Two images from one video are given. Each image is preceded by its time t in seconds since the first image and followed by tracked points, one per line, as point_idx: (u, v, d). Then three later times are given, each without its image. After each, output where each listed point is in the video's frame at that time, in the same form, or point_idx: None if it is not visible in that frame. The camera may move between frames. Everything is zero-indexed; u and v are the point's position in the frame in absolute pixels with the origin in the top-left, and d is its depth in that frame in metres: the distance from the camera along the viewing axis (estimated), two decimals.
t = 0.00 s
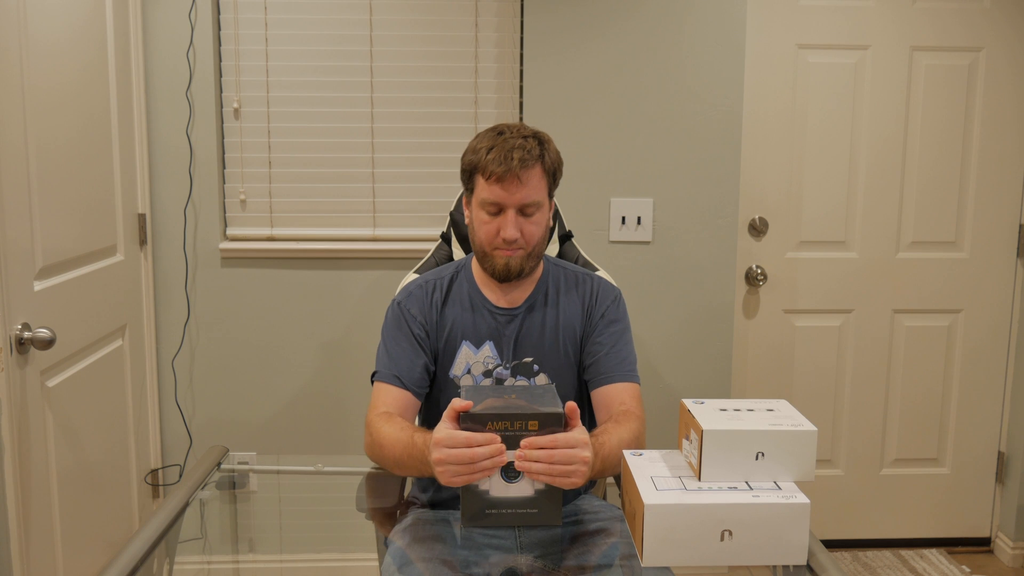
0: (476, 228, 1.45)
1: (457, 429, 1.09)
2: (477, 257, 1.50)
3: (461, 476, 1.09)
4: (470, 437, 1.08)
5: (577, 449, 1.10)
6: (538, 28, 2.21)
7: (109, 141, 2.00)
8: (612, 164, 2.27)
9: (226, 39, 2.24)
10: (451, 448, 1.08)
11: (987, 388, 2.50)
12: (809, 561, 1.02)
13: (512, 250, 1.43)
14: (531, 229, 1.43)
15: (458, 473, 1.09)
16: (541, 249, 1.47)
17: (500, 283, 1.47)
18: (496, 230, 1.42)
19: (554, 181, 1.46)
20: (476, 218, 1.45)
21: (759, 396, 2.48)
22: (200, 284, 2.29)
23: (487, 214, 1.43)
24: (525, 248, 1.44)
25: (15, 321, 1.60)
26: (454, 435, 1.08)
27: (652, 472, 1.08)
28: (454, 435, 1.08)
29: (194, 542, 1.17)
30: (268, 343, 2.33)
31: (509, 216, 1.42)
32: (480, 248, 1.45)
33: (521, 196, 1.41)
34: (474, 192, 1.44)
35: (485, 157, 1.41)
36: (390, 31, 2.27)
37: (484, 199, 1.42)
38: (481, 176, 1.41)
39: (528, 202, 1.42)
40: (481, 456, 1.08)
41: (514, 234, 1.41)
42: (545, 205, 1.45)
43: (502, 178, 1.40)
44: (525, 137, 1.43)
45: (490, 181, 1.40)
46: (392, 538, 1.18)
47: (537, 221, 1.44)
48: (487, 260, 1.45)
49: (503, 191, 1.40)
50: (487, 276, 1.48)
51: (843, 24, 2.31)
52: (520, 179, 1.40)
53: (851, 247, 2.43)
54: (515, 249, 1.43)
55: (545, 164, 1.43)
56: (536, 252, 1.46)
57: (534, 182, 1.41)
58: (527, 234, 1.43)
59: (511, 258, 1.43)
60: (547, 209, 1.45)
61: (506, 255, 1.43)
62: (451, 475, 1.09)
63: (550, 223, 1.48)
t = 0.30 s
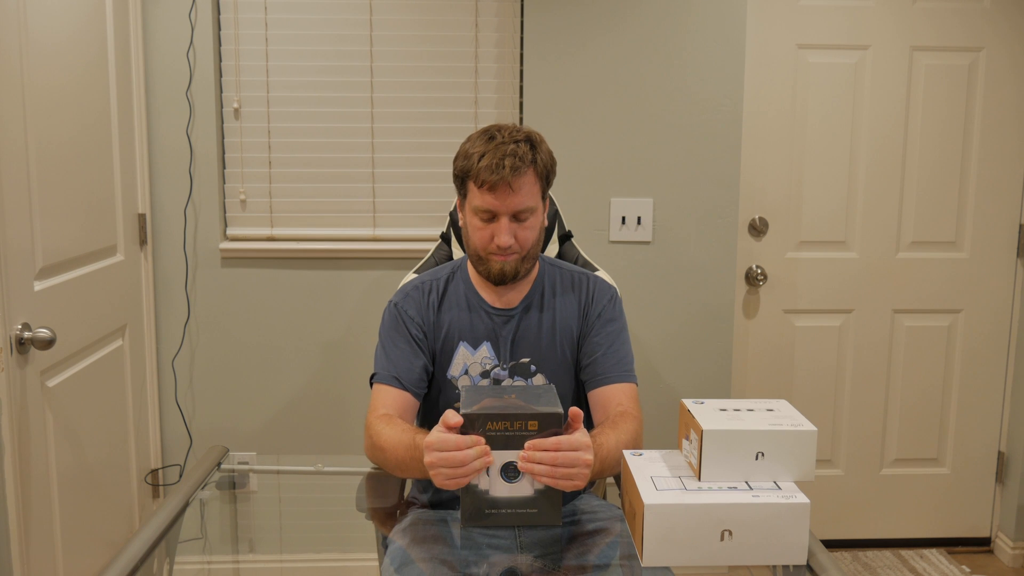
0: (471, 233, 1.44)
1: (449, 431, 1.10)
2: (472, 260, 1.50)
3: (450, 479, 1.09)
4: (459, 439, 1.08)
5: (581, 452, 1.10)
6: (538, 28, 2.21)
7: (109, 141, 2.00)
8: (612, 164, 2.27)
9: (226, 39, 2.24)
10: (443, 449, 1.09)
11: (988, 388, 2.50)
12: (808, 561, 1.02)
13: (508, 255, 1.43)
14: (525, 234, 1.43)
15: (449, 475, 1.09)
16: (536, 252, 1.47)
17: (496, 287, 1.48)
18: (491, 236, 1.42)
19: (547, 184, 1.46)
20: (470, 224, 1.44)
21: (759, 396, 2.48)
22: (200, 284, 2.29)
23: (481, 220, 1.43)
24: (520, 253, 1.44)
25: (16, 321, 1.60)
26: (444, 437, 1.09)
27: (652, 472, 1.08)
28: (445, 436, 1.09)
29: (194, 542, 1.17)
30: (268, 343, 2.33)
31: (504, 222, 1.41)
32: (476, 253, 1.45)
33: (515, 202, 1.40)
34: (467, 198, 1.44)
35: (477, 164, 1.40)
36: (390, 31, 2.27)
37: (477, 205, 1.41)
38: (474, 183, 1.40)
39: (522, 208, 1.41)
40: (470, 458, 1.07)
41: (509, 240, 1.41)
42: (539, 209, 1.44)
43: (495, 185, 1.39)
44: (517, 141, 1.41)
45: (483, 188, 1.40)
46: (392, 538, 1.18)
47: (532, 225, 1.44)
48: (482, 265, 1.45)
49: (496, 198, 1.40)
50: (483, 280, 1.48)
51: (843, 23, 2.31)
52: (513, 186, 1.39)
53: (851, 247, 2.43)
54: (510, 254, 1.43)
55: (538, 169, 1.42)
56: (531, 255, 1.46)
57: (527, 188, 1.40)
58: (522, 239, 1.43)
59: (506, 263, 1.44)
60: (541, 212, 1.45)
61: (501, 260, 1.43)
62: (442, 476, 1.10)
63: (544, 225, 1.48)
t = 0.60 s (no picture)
0: (464, 232, 1.45)
1: (445, 433, 1.09)
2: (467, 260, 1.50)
3: (450, 482, 1.08)
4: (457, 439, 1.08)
5: (574, 453, 1.10)
6: (537, 28, 2.21)
7: (109, 141, 2.00)
8: (611, 164, 2.27)
9: (226, 39, 2.24)
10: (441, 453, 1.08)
11: (988, 388, 2.50)
12: (809, 561, 1.02)
13: (500, 253, 1.43)
14: (518, 232, 1.43)
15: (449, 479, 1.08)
16: (530, 251, 1.47)
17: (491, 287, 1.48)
18: (483, 234, 1.42)
19: (540, 182, 1.46)
20: (463, 223, 1.44)
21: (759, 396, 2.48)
22: (200, 284, 2.29)
23: (473, 218, 1.43)
24: (513, 251, 1.44)
25: (16, 320, 1.60)
26: (440, 439, 1.08)
27: (652, 472, 1.08)
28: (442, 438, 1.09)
29: (194, 542, 1.17)
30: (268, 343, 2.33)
31: (495, 220, 1.42)
32: (469, 252, 1.45)
33: (506, 200, 1.41)
34: (460, 197, 1.44)
35: (468, 163, 1.40)
36: (390, 31, 2.27)
37: (469, 204, 1.42)
38: (466, 182, 1.41)
39: (514, 206, 1.41)
40: (470, 458, 1.08)
41: (501, 238, 1.41)
42: (531, 207, 1.44)
43: (486, 183, 1.39)
44: (508, 140, 1.42)
45: (474, 186, 1.40)
46: (391, 539, 1.18)
47: (524, 224, 1.44)
48: (476, 264, 1.45)
49: (487, 196, 1.40)
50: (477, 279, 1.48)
51: (843, 23, 2.31)
52: (503, 184, 1.39)
53: (851, 247, 2.43)
54: (503, 252, 1.43)
55: (529, 167, 1.42)
56: (524, 253, 1.46)
57: (518, 186, 1.40)
58: (514, 237, 1.43)
59: (499, 262, 1.44)
60: (533, 211, 1.45)
61: (494, 259, 1.44)
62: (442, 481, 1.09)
63: (537, 223, 1.47)
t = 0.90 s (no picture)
0: (451, 236, 1.45)
1: (445, 431, 1.09)
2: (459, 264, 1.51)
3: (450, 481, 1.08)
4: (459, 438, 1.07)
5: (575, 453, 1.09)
6: (538, 28, 2.21)
7: (109, 141, 2.00)
8: (612, 164, 2.27)
9: (226, 39, 2.24)
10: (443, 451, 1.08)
11: (988, 389, 2.50)
12: (808, 561, 1.02)
13: (487, 254, 1.43)
14: (502, 230, 1.43)
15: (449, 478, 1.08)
16: (518, 249, 1.46)
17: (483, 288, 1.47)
18: (468, 236, 1.42)
19: (522, 179, 1.45)
20: (449, 226, 1.45)
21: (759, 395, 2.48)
22: (200, 284, 2.29)
23: (457, 221, 1.44)
24: (499, 251, 1.43)
25: (16, 320, 1.60)
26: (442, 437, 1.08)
27: (652, 472, 1.08)
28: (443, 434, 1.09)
29: (194, 543, 1.17)
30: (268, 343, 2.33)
31: (478, 221, 1.41)
32: (457, 256, 1.45)
33: (486, 199, 1.40)
34: (443, 201, 1.45)
35: (446, 165, 1.41)
36: (390, 31, 2.27)
37: (451, 208, 1.42)
38: (445, 185, 1.42)
39: (495, 206, 1.41)
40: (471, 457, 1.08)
41: (485, 238, 1.41)
42: (514, 205, 1.43)
43: (464, 183, 1.39)
44: (485, 139, 1.42)
45: (454, 188, 1.40)
46: (391, 540, 1.18)
47: (508, 222, 1.43)
48: (464, 266, 1.45)
49: (466, 197, 1.40)
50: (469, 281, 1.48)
51: (843, 23, 2.31)
52: (481, 184, 1.39)
53: (851, 247, 2.43)
54: (490, 253, 1.43)
55: (507, 165, 1.41)
56: (512, 252, 1.45)
57: (496, 184, 1.40)
58: (499, 236, 1.42)
59: (487, 262, 1.43)
60: (516, 208, 1.44)
61: (481, 260, 1.43)
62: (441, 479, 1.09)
63: (523, 221, 1.47)
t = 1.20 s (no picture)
0: (433, 240, 1.45)
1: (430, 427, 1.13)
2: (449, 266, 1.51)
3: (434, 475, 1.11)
4: (439, 436, 1.11)
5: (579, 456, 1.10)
6: (538, 28, 2.21)
7: (109, 141, 2.00)
8: (612, 164, 2.27)
9: (226, 39, 2.24)
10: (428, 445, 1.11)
11: (988, 389, 2.50)
12: (808, 561, 1.02)
13: (468, 255, 1.42)
14: (479, 229, 1.41)
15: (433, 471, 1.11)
16: (501, 245, 1.45)
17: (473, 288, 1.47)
18: (447, 239, 1.42)
19: (493, 174, 1.43)
20: (429, 231, 1.45)
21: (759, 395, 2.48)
22: (200, 284, 2.29)
23: (435, 225, 1.43)
24: (480, 249, 1.42)
25: (16, 320, 1.60)
26: (425, 430, 1.10)
27: (652, 472, 1.08)
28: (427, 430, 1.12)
29: (194, 543, 1.17)
30: (268, 343, 2.33)
31: (453, 223, 1.41)
32: (442, 259, 1.45)
33: (456, 200, 1.39)
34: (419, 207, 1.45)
35: (414, 173, 1.40)
36: (390, 31, 2.27)
37: (426, 213, 1.42)
38: (415, 192, 1.41)
39: (467, 205, 1.40)
40: (451, 455, 1.10)
41: (462, 239, 1.40)
42: (488, 202, 1.42)
43: (432, 188, 1.38)
44: (449, 141, 1.41)
45: (424, 193, 1.40)
46: (390, 539, 1.17)
47: (484, 220, 1.42)
48: (451, 269, 1.45)
49: (437, 201, 1.39)
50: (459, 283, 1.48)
51: (843, 24, 2.31)
52: (449, 186, 1.38)
53: (851, 247, 2.43)
54: (471, 253, 1.42)
55: (472, 163, 1.39)
56: (494, 249, 1.43)
57: (464, 184, 1.38)
58: (477, 235, 1.41)
59: (470, 262, 1.42)
60: (492, 205, 1.42)
61: (464, 261, 1.43)
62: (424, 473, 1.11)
63: (501, 216, 1.45)
